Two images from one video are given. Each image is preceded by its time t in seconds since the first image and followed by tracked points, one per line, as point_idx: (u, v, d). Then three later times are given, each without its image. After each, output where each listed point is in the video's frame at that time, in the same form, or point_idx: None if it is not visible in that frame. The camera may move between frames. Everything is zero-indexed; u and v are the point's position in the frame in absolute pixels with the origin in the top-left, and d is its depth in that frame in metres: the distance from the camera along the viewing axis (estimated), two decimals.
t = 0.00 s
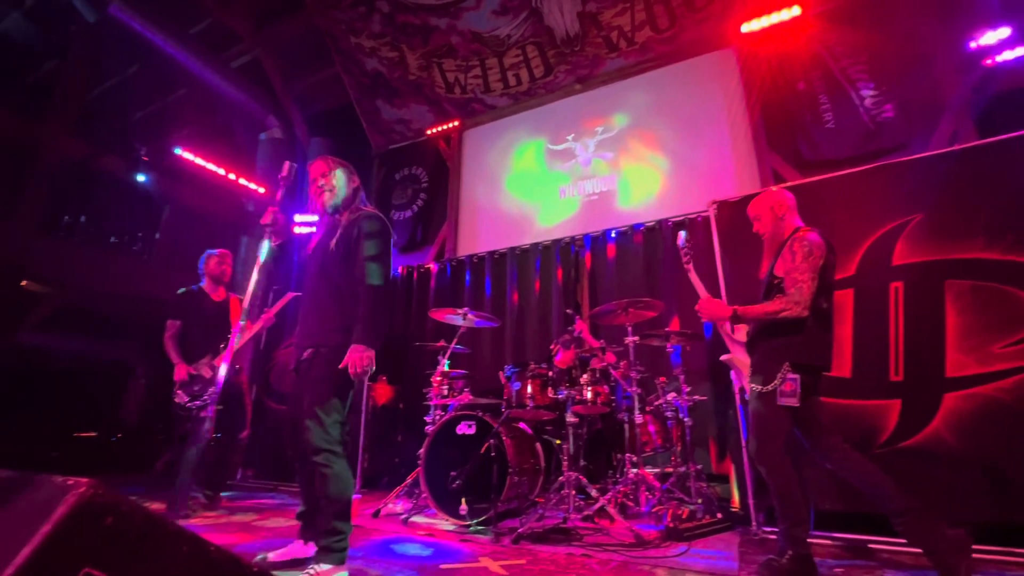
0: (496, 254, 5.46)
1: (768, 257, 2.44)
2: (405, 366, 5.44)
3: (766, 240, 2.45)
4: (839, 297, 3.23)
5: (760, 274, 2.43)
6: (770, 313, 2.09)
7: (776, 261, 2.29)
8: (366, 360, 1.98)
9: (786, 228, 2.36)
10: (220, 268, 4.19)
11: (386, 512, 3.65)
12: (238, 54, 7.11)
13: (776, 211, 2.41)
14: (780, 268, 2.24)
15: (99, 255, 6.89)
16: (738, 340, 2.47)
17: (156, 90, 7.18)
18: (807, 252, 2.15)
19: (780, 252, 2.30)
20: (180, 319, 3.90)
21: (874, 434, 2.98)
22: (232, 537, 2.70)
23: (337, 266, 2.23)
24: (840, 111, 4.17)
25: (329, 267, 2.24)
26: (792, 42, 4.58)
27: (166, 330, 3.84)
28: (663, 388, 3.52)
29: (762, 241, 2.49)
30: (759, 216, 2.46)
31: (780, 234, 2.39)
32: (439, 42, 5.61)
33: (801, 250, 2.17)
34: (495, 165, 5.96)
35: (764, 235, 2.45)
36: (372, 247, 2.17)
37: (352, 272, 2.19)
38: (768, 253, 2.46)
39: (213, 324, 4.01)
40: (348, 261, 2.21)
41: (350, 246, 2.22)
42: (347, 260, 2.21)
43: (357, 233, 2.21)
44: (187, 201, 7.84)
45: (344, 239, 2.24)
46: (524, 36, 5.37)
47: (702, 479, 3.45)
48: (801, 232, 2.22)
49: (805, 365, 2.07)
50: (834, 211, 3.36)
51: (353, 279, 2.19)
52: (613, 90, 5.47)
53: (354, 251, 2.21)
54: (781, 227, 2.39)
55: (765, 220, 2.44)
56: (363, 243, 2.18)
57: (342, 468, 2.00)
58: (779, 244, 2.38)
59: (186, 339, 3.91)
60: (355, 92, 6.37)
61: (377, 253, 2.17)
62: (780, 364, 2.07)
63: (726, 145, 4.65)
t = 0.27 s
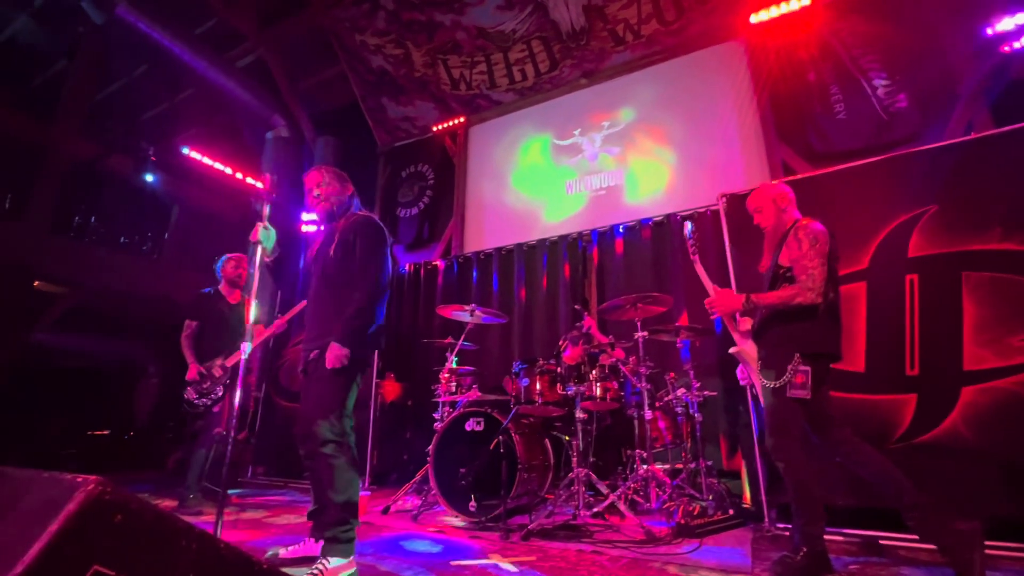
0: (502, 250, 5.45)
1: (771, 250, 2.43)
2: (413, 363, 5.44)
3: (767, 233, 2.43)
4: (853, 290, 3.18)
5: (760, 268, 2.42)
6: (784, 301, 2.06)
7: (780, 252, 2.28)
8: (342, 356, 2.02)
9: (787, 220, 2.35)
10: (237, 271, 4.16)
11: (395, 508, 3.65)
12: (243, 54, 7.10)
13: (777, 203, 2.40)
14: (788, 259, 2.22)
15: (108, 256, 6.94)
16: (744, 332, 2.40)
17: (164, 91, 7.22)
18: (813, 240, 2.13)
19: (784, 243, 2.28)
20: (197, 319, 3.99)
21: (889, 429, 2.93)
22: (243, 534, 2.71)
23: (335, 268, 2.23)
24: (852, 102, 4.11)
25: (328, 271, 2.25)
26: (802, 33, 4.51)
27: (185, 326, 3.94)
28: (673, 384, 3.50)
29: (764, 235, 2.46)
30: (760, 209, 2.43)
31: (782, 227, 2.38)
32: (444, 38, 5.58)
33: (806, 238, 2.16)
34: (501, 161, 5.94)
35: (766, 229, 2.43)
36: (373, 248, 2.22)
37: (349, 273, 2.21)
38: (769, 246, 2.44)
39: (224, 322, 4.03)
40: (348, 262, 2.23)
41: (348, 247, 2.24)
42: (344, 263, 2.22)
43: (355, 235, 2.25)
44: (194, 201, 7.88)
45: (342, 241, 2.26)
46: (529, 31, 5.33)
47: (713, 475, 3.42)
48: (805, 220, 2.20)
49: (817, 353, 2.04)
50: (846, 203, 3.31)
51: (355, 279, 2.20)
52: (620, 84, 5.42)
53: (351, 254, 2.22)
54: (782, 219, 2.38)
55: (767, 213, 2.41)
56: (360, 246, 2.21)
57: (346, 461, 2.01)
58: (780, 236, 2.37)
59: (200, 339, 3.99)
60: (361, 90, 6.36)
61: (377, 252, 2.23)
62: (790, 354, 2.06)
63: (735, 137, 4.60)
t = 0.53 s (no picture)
0: (506, 245, 5.41)
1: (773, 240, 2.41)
2: (417, 359, 5.42)
3: (766, 225, 2.41)
4: (864, 282, 3.13)
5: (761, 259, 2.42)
6: (794, 286, 2.05)
7: (784, 240, 2.27)
8: (360, 338, 2.00)
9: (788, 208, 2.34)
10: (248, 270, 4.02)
11: (400, 504, 3.64)
12: (245, 50, 7.03)
13: (777, 194, 2.37)
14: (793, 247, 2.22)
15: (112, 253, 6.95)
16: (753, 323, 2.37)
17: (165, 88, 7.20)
18: (817, 227, 2.13)
19: (786, 232, 2.27)
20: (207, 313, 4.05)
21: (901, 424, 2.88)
22: (247, 530, 2.70)
23: (342, 269, 2.20)
24: (861, 92, 4.05)
25: (333, 273, 2.21)
26: (810, 22, 4.44)
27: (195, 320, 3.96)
28: (679, 378, 3.46)
29: (763, 227, 2.45)
30: (759, 200, 2.40)
31: (783, 218, 2.36)
32: (446, 32, 5.53)
33: (809, 226, 2.15)
34: (504, 155, 5.89)
35: (766, 220, 2.41)
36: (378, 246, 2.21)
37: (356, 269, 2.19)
38: (769, 238, 2.44)
39: (228, 319, 4.02)
40: (357, 263, 2.21)
41: (356, 246, 2.22)
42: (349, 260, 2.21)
43: (360, 234, 2.23)
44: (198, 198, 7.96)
45: (348, 242, 2.22)
46: (532, 23, 5.27)
47: (720, 471, 3.39)
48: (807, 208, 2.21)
49: (833, 340, 2.03)
50: (855, 195, 3.26)
51: (367, 279, 2.17)
52: (624, 76, 5.36)
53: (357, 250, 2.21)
54: (782, 210, 2.36)
55: (766, 204, 2.39)
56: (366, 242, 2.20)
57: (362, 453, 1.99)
58: (780, 227, 2.35)
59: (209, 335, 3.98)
60: (363, 85, 6.33)
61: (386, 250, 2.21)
62: (811, 343, 2.04)
63: (742, 129, 4.53)
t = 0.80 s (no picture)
0: (506, 241, 5.36)
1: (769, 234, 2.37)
2: (417, 357, 5.38)
3: (763, 218, 2.37)
4: (870, 275, 3.08)
5: (758, 253, 2.37)
6: (798, 274, 2.00)
7: (782, 232, 2.24)
8: (368, 327, 1.96)
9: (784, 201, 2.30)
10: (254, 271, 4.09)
11: (400, 503, 3.59)
12: (243, 47, 7.01)
13: (772, 186, 2.32)
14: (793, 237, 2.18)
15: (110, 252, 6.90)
16: (756, 316, 2.24)
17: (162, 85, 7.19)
18: (814, 216, 2.09)
19: (783, 223, 2.24)
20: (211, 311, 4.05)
21: (910, 419, 2.84)
22: (244, 531, 2.65)
23: (351, 270, 2.17)
24: (863, 84, 4.00)
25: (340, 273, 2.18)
26: (810, 14, 4.39)
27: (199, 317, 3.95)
28: (681, 374, 3.42)
29: (760, 220, 2.40)
30: (754, 194, 2.36)
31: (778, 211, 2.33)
32: (445, 27, 5.48)
33: (808, 215, 2.11)
34: (503, 151, 5.83)
35: (763, 213, 2.37)
36: (384, 241, 2.22)
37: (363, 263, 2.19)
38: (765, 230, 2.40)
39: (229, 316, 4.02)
40: (368, 263, 2.21)
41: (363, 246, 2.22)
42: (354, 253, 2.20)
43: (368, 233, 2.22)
44: (195, 197, 7.89)
45: (358, 242, 2.20)
46: (530, 18, 5.22)
47: (723, 468, 3.35)
48: (803, 197, 2.18)
49: (843, 330, 2.00)
50: (859, 188, 3.22)
51: (377, 279, 2.20)
52: (623, 70, 5.31)
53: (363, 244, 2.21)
54: (779, 202, 2.32)
55: (762, 197, 2.35)
56: (373, 237, 2.22)
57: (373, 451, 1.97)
58: (775, 218, 2.31)
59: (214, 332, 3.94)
60: (361, 81, 6.27)
61: (398, 250, 2.24)
62: (822, 334, 2.00)
63: (743, 123, 4.49)
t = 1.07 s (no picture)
0: (508, 238, 5.32)
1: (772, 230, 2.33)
2: (419, 354, 5.35)
3: (766, 213, 2.33)
4: (878, 270, 3.04)
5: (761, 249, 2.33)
6: (801, 270, 1.97)
7: (785, 227, 2.20)
8: (373, 324, 1.96)
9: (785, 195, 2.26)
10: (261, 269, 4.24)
11: (402, 502, 3.56)
12: (243, 44, 6.98)
13: (774, 180, 2.27)
14: (796, 231, 2.13)
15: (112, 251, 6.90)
16: (761, 312, 2.20)
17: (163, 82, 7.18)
18: (817, 210, 2.05)
19: (786, 217, 2.20)
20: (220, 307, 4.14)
21: (919, 416, 2.80)
22: (244, 529, 2.62)
23: (362, 264, 2.14)
24: (870, 77, 3.95)
25: (351, 269, 2.15)
26: (816, 6, 4.33)
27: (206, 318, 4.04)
28: (685, 371, 3.38)
29: (762, 214, 2.36)
30: (756, 188, 2.30)
31: (780, 205, 2.28)
32: (445, 22, 5.44)
33: (811, 208, 2.07)
34: (504, 147, 5.79)
35: (765, 208, 2.32)
36: (396, 235, 2.20)
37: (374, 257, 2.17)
38: (768, 226, 2.36)
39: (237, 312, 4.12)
40: (379, 257, 2.18)
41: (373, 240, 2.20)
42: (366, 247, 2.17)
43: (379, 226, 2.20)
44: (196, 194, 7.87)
45: (369, 236, 2.18)
46: (532, 12, 5.18)
47: (728, 465, 3.31)
48: (806, 190, 2.13)
49: (850, 324, 1.96)
50: (866, 181, 3.18)
51: (388, 274, 2.19)
52: (626, 65, 5.26)
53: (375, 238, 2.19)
54: (781, 196, 2.28)
55: (764, 191, 2.29)
56: (385, 230, 2.20)
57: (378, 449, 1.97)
58: (778, 213, 2.28)
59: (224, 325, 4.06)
60: (361, 78, 6.24)
61: (409, 244, 2.23)
62: (828, 329, 1.96)
63: (747, 118, 4.43)
